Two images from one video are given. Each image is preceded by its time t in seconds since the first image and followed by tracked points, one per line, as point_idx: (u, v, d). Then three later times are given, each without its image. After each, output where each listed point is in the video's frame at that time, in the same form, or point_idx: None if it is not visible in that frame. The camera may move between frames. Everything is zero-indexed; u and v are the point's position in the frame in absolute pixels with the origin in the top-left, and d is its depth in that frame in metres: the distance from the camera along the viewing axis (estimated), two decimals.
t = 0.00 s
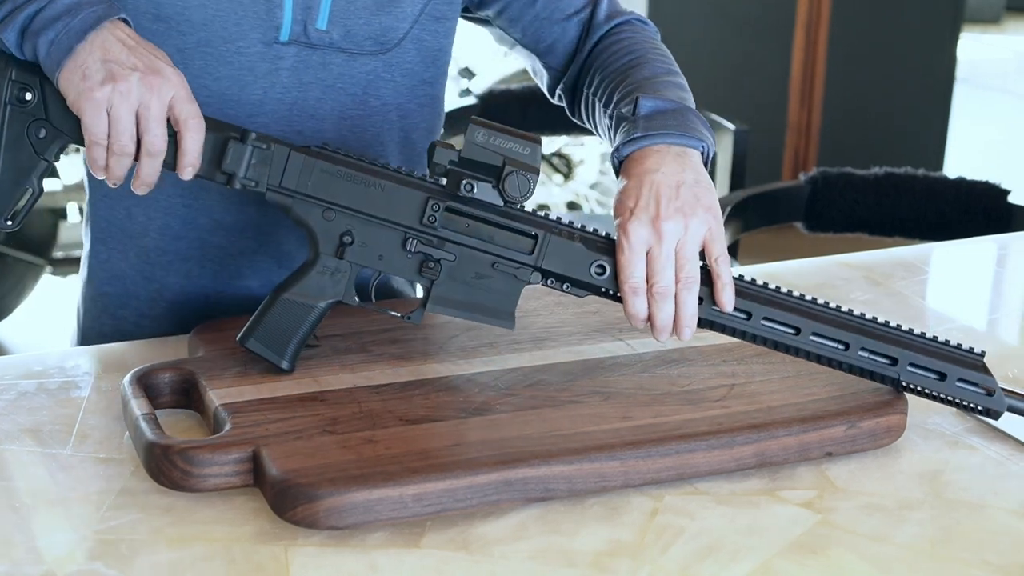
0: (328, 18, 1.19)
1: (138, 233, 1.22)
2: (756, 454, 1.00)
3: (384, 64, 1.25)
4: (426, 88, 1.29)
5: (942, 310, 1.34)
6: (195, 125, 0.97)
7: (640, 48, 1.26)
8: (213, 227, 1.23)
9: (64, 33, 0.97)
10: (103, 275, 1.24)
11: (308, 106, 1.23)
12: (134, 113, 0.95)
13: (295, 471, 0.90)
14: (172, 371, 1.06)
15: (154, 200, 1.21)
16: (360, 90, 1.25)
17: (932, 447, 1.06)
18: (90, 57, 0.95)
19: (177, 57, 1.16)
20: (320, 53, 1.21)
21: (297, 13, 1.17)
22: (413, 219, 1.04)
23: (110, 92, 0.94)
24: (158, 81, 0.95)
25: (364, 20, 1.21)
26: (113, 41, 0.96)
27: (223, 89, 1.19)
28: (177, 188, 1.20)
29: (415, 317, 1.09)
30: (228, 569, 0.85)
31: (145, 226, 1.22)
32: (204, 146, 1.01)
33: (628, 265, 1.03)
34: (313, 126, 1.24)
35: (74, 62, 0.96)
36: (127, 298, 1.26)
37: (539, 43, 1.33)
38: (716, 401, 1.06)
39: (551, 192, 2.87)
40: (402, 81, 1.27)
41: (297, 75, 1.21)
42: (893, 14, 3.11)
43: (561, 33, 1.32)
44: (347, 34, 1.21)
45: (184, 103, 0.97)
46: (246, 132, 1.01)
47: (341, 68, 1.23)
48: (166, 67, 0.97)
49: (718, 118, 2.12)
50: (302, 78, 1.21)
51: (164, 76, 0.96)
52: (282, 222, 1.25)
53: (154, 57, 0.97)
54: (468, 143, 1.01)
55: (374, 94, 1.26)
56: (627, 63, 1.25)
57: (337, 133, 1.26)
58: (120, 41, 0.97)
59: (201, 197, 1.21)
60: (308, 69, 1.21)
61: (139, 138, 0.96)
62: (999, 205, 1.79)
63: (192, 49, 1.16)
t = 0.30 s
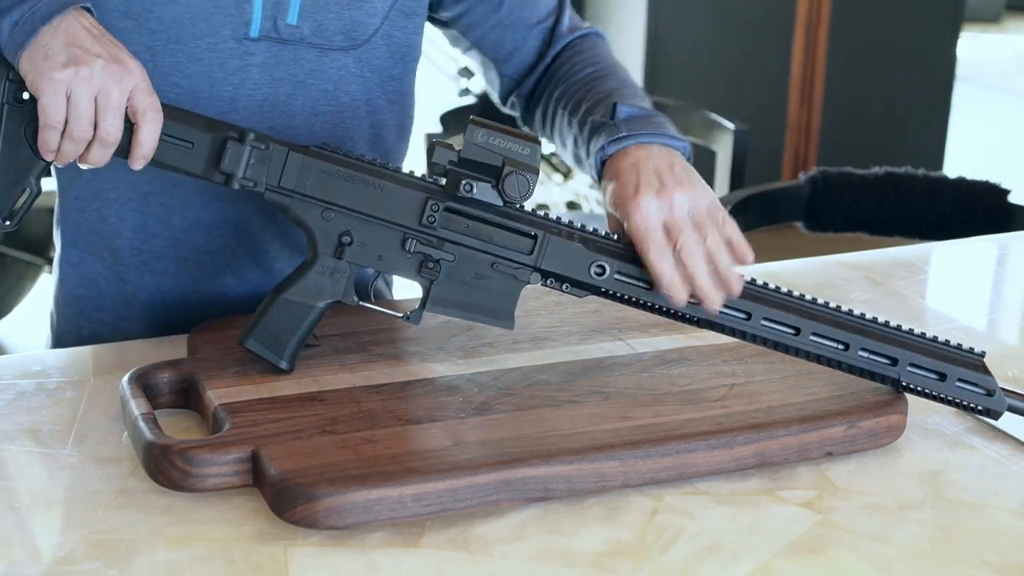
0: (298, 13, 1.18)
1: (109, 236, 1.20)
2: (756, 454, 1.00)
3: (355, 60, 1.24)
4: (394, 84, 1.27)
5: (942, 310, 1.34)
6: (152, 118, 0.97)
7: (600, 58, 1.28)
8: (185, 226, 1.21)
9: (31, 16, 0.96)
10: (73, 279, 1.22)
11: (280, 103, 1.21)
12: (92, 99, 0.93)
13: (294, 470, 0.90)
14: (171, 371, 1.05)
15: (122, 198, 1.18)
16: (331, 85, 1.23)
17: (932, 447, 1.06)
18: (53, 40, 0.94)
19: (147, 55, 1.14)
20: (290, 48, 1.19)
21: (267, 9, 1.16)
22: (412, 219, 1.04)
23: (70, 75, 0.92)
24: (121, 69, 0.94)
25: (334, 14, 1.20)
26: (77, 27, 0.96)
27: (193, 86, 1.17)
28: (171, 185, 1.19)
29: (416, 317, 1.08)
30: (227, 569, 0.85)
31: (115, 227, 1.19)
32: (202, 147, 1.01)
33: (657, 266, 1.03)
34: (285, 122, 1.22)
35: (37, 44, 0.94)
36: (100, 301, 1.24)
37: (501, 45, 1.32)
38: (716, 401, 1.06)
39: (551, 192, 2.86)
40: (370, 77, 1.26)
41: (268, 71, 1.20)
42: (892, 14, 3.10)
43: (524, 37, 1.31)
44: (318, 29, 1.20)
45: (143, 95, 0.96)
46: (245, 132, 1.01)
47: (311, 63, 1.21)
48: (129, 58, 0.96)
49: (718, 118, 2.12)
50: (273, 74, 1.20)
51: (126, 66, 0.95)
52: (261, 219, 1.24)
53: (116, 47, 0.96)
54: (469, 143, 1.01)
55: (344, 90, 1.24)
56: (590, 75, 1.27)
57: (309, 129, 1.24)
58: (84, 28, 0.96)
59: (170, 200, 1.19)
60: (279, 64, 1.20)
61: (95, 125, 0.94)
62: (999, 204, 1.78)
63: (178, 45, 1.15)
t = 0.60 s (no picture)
0: (272, 18, 1.16)
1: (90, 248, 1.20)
2: (757, 454, 1.00)
3: (328, 62, 1.23)
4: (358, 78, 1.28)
5: (943, 310, 1.33)
6: (161, 126, 0.98)
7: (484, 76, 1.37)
8: (167, 237, 1.21)
9: (28, 49, 0.96)
10: (55, 290, 1.23)
11: (256, 108, 1.20)
12: (101, 122, 0.96)
13: (295, 471, 0.90)
14: (172, 371, 1.05)
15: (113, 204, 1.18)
16: (305, 88, 1.22)
17: (933, 447, 1.06)
18: (52, 67, 0.95)
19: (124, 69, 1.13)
20: (265, 52, 1.18)
21: (240, 13, 1.14)
22: (414, 217, 1.04)
23: (76, 104, 0.95)
24: (123, 87, 0.96)
25: (307, 17, 1.18)
26: (73, 49, 0.96)
27: (168, 94, 1.15)
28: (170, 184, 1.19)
29: (417, 316, 1.08)
30: (228, 569, 0.85)
31: (97, 238, 1.19)
32: (206, 145, 1.01)
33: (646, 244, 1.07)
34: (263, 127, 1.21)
35: (37, 74, 0.96)
36: (84, 310, 1.24)
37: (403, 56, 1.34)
38: (716, 401, 1.06)
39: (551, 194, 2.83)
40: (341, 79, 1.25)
41: (243, 77, 1.18)
42: (893, 15, 3.11)
43: (428, 54, 1.34)
44: (292, 34, 1.18)
45: (149, 107, 0.97)
46: (248, 130, 1.02)
47: (285, 67, 1.20)
48: (128, 69, 0.97)
49: (719, 118, 2.13)
50: (248, 80, 1.19)
51: (127, 81, 0.96)
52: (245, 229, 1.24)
53: (115, 60, 0.97)
54: (469, 141, 1.02)
55: (319, 92, 1.23)
56: (471, 91, 1.34)
57: (287, 132, 1.23)
58: (80, 48, 0.96)
59: (149, 210, 1.19)
60: (254, 69, 1.18)
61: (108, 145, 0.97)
62: (999, 205, 1.78)
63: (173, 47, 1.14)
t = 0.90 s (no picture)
0: (248, 26, 1.16)
1: (69, 257, 1.20)
2: (758, 454, 1.00)
3: (307, 67, 1.22)
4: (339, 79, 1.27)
5: (944, 310, 1.33)
6: (169, 141, 0.99)
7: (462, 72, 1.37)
8: (149, 243, 1.21)
9: (35, 87, 0.94)
10: (37, 297, 1.22)
11: (237, 117, 1.20)
12: (110, 143, 0.97)
13: (295, 471, 0.90)
14: (173, 371, 1.05)
15: (112, 205, 1.18)
16: (285, 94, 1.22)
17: (934, 447, 1.06)
18: (60, 101, 0.95)
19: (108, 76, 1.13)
20: (243, 61, 1.18)
21: (217, 23, 1.14)
22: (415, 215, 1.04)
23: (86, 134, 0.96)
24: (129, 112, 0.96)
25: (284, 25, 1.18)
26: (78, 80, 0.94)
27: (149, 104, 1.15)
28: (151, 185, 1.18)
29: (419, 315, 1.08)
30: (229, 569, 0.85)
31: (77, 248, 1.19)
32: (212, 144, 1.01)
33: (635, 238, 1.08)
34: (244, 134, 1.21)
35: (46, 108, 0.95)
36: (66, 317, 1.24)
37: (386, 52, 1.33)
38: (718, 402, 1.06)
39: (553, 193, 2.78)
40: (321, 82, 1.25)
41: (223, 85, 1.18)
42: (893, 15, 3.11)
43: (410, 49, 1.33)
44: (270, 41, 1.18)
45: (156, 124, 0.98)
46: (254, 130, 1.02)
47: (263, 74, 1.19)
48: (133, 90, 0.96)
49: (719, 118, 2.13)
50: (228, 88, 1.19)
51: (133, 105, 0.96)
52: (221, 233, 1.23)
53: (119, 82, 0.96)
54: (470, 141, 1.02)
55: (298, 97, 1.23)
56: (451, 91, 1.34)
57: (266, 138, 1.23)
58: (84, 78, 0.95)
59: (129, 219, 1.19)
60: (233, 77, 1.18)
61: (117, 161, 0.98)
62: (1001, 205, 1.77)
63: (171, 45, 1.14)
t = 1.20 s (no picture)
0: (235, 38, 1.16)
1: (65, 253, 1.20)
2: (758, 454, 1.00)
3: (294, 74, 1.23)
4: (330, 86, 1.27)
5: (944, 310, 1.33)
6: (173, 143, 0.98)
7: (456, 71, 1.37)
8: (141, 244, 1.21)
9: (41, 88, 0.94)
10: (31, 289, 1.23)
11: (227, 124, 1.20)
12: (114, 143, 0.96)
13: (295, 471, 0.90)
14: (173, 371, 1.04)
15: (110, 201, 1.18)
16: (274, 101, 1.22)
17: (934, 447, 1.06)
18: (64, 102, 0.95)
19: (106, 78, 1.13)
20: (229, 71, 1.18)
21: (204, 34, 1.14)
22: (417, 215, 1.04)
23: (89, 135, 0.96)
24: (133, 114, 0.96)
25: (271, 35, 1.17)
26: (83, 81, 0.94)
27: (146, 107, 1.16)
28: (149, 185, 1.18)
29: (419, 314, 1.08)
30: (228, 569, 0.85)
31: (73, 244, 1.20)
32: (214, 145, 1.01)
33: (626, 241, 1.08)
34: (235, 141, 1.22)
35: (50, 109, 0.95)
36: (60, 310, 1.24)
37: (377, 51, 1.33)
38: (718, 402, 1.06)
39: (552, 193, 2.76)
40: (309, 91, 1.25)
41: (210, 95, 1.18)
42: (893, 15, 3.11)
43: (401, 51, 1.33)
44: (256, 52, 1.18)
45: (161, 124, 0.97)
46: (255, 130, 1.02)
47: (249, 84, 1.20)
48: (138, 92, 0.96)
49: (720, 118, 2.13)
50: (215, 98, 1.19)
51: (138, 107, 0.96)
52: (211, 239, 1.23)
53: (124, 83, 0.95)
54: (470, 141, 1.02)
55: (287, 104, 1.23)
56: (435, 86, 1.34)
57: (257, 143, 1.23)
58: (89, 79, 0.95)
59: (123, 219, 1.19)
60: (220, 86, 1.18)
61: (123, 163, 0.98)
62: (1001, 205, 1.77)
63: (170, 46, 1.14)
